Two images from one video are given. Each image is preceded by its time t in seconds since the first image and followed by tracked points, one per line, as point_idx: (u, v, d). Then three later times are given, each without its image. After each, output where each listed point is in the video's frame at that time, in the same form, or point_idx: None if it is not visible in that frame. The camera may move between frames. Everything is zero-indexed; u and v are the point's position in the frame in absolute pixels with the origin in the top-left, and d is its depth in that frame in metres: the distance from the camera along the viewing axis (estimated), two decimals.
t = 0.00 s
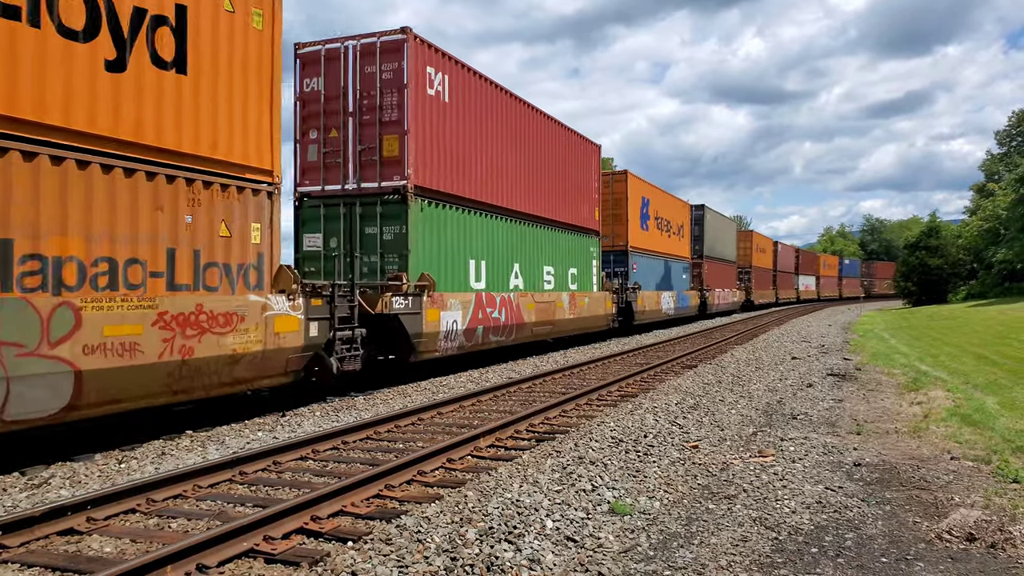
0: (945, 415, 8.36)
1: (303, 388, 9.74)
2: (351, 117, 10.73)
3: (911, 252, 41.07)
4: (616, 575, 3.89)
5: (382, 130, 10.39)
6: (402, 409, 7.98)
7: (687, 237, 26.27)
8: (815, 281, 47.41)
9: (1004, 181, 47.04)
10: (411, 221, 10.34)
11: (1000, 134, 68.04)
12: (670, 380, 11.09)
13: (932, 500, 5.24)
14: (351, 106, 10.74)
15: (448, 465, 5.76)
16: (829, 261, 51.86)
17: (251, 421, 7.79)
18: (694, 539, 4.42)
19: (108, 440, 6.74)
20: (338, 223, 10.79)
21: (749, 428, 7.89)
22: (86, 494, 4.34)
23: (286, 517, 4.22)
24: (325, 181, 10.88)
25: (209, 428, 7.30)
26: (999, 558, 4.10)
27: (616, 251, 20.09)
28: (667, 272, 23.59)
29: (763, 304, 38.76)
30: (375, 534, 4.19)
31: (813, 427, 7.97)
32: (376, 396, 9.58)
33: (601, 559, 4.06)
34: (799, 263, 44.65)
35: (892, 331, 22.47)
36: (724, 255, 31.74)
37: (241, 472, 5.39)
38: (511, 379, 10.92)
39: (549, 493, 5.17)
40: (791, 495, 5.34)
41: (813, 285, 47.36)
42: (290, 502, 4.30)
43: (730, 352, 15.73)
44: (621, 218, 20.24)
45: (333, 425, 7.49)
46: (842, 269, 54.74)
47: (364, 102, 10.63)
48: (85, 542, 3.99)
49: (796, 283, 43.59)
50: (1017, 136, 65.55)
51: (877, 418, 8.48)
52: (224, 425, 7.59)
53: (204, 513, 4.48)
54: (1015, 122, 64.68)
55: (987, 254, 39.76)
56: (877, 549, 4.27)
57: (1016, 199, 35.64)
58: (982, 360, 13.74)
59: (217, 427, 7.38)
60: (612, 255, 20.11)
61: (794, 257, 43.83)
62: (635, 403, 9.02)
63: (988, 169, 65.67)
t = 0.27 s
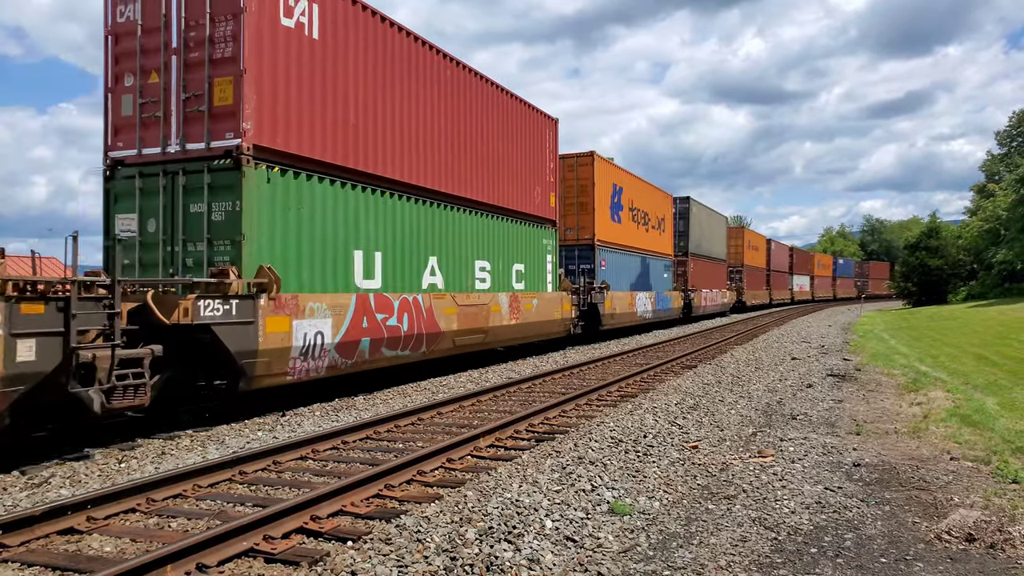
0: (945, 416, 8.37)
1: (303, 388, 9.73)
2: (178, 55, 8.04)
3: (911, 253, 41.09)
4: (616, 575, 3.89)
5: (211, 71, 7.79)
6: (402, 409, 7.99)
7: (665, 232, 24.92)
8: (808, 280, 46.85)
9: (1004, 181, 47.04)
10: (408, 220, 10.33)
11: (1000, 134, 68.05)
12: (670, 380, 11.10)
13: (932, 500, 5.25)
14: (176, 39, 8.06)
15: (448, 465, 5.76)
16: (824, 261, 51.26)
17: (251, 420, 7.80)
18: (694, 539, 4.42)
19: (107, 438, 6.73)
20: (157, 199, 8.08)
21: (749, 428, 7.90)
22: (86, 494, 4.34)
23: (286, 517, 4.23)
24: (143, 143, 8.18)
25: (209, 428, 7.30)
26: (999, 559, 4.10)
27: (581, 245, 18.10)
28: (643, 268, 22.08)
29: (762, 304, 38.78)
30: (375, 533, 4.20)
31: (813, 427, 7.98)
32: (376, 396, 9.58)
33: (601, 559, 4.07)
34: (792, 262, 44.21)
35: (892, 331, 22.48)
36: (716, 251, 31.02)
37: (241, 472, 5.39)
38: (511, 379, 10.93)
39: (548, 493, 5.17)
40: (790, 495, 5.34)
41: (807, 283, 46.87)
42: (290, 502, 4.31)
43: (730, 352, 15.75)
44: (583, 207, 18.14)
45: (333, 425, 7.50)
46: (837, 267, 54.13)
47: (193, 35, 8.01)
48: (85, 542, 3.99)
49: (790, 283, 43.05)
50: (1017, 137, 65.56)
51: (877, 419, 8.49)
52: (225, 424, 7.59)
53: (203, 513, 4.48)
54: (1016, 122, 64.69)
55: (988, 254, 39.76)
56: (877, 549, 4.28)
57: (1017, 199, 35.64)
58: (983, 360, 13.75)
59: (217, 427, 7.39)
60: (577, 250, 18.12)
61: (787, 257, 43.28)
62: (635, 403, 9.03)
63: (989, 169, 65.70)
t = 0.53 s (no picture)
0: (946, 416, 8.37)
1: (302, 388, 9.74)
2: None
3: (911, 252, 41.09)
4: None
5: None
6: (402, 410, 8.00)
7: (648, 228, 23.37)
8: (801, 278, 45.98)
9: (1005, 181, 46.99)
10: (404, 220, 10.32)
11: (1000, 134, 68.05)
12: (670, 380, 11.10)
13: (933, 501, 5.24)
14: None
15: (448, 465, 5.76)
16: (818, 259, 50.51)
17: (251, 421, 7.81)
18: (694, 539, 4.42)
19: (107, 439, 6.73)
20: None
21: (749, 428, 7.90)
22: (87, 494, 4.33)
23: (286, 517, 4.22)
24: None
25: (209, 428, 7.31)
26: (1000, 559, 4.09)
27: (534, 237, 15.78)
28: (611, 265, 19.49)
29: (762, 304, 38.78)
30: (375, 534, 4.20)
31: (813, 427, 7.98)
32: (376, 397, 9.58)
33: (601, 559, 4.07)
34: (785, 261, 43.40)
35: (893, 331, 22.48)
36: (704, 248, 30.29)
37: (241, 472, 5.39)
38: (511, 379, 10.94)
39: (549, 494, 5.17)
40: (790, 495, 5.34)
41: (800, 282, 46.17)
42: (290, 502, 4.31)
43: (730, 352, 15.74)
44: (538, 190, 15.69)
45: (333, 425, 7.50)
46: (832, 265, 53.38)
47: None
48: (85, 542, 3.99)
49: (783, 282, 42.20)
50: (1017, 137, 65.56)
51: (877, 419, 8.48)
52: (225, 424, 7.59)
53: (204, 513, 4.48)
54: (1016, 122, 64.70)
55: (988, 254, 39.73)
56: (878, 550, 4.27)
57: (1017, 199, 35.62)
58: (983, 360, 13.74)
59: (217, 427, 7.39)
60: (530, 243, 15.81)
61: (780, 254, 42.40)
62: (635, 403, 9.03)
63: (988, 169, 65.71)
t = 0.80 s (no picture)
0: (947, 417, 8.36)
1: (303, 389, 9.73)
2: None
3: (912, 253, 41.10)
4: None
5: None
6: (403, 410, 8.00)
7: (619, 216, 20.61)
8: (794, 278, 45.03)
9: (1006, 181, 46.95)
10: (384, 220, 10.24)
11: (1001, 134, 68.02)
12: (671, 381, 11.09)
13: (934, 502, 5.23)
14: None
15: (448, 466, 5.76)
16: (812, 257, 49.56)
17: (252, 421, 7.81)
18: (694, 541, 4.41)
19: (108, 439, 6.73)
20: None
21: (750, 429, 7.89)
22: (88, 495, 4.34)
23: (286, 518, 4.22)
24: None
25: (210, 429, 7.31)
26: (1001, 561, 4.09)
27: (465, 227, 13.09)
28: (572, 261, 17.01)
29: (763, 304, 38.77)
30: (376, 534, 4.20)
31: (815, 428, 7.97)
32: (377, 397, 9.60)
33: (602, 560, 4.06)
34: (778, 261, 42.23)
35: (894, 332, 22.46)
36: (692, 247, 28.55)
37: (241, 472, 5.40)
38: (512, 380, 10.93)
39: (549, 495, 5.17)
40: (790, 496, 5.33)
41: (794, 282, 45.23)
42: (290, 503, 4.30)
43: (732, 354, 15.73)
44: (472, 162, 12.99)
45: (334, 426, 7.50)
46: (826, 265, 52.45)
47: None
48: (87, 542, 4.00)
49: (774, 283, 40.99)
50: (1018, 138, 65.55)
51: (879, 420, 8.48)
52: (226, 425, 7.60)
53: (205, 513, 4.49)
54: (1016, 123, 64.71)
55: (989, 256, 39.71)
56: (879, 551, 4.26)
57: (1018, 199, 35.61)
58: (984, 362, 13.74)
59: (219, 428, 7.40)
60: (460, 233, 13.13)
61: (774, 252, 41.24)
62: (636, 404, 9.03)
63: (989, 169, 65.70)
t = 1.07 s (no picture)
0: (948, 417, 8.35)
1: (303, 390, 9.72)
2: None
3: (912, 253, 41.10)
4: None
5: None
6: (404, 411, 7.99)
7: (585, 206, 18.20)
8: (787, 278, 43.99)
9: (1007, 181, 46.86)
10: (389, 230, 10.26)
11: (1000, 134, 68.02)
12: (671, 382, 11.08)
13: (935, 502, 5.23)
14: None
15: (449, 467, 5.75)
16: (806, 256, 48.56)
17: (252, 423, 7.80)
18: (695, 541, 4.41)
19: (108, 441, 6.72)
20: None
21: (750, 429, 7.89)
22: (89, 496, 4.33)
23: (286, 519, 4.22)
24: None
25: (210, 430, 7.30)
26: (1002, 561, 4.08)
27: (357, 208, 10.23)
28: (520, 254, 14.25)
29: (763, 305, 38.75)
30: (376, 536, 4.19)
31: (816, 428, 7.96)
32: (377, 398, 9.59)
33: (602, 561, 4.06)
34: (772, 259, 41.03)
35: (895, 332, 22.44)
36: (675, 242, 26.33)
37: (242, 474, 5.39)
38: (512, 381, 10.91)
39: (549, 495, 5.16)
40: (791, 496, 5.32)
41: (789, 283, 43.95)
42: (290, 504, 4.30)
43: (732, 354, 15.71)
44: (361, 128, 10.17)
45: (334, 427, 7.49)
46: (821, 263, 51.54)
47: None
48: (87, 544, 3.99)
49: (769, 282, 39.55)
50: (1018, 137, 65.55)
51: (879, 420, 8.47)
52: (226, 426, 7.60)
53: (205, 515, 4.49)
54: (1016, 122, 64.73)
55: (989, 255, 39.69)
56: (880, 551, 4.26)
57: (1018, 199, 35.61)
58: (985, 361, 13.73)
59: (219, 430, 7.39)
60: (350, 217, 10.27)
61: (767, 251, 40.20)
62: (637, 404, 9.02)
63: (989, 169, 65.70)
